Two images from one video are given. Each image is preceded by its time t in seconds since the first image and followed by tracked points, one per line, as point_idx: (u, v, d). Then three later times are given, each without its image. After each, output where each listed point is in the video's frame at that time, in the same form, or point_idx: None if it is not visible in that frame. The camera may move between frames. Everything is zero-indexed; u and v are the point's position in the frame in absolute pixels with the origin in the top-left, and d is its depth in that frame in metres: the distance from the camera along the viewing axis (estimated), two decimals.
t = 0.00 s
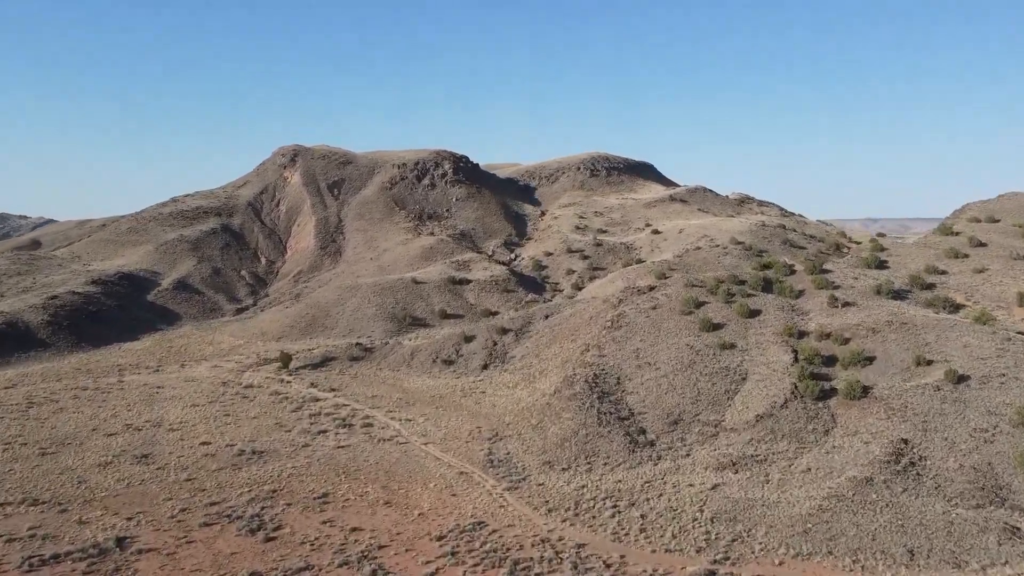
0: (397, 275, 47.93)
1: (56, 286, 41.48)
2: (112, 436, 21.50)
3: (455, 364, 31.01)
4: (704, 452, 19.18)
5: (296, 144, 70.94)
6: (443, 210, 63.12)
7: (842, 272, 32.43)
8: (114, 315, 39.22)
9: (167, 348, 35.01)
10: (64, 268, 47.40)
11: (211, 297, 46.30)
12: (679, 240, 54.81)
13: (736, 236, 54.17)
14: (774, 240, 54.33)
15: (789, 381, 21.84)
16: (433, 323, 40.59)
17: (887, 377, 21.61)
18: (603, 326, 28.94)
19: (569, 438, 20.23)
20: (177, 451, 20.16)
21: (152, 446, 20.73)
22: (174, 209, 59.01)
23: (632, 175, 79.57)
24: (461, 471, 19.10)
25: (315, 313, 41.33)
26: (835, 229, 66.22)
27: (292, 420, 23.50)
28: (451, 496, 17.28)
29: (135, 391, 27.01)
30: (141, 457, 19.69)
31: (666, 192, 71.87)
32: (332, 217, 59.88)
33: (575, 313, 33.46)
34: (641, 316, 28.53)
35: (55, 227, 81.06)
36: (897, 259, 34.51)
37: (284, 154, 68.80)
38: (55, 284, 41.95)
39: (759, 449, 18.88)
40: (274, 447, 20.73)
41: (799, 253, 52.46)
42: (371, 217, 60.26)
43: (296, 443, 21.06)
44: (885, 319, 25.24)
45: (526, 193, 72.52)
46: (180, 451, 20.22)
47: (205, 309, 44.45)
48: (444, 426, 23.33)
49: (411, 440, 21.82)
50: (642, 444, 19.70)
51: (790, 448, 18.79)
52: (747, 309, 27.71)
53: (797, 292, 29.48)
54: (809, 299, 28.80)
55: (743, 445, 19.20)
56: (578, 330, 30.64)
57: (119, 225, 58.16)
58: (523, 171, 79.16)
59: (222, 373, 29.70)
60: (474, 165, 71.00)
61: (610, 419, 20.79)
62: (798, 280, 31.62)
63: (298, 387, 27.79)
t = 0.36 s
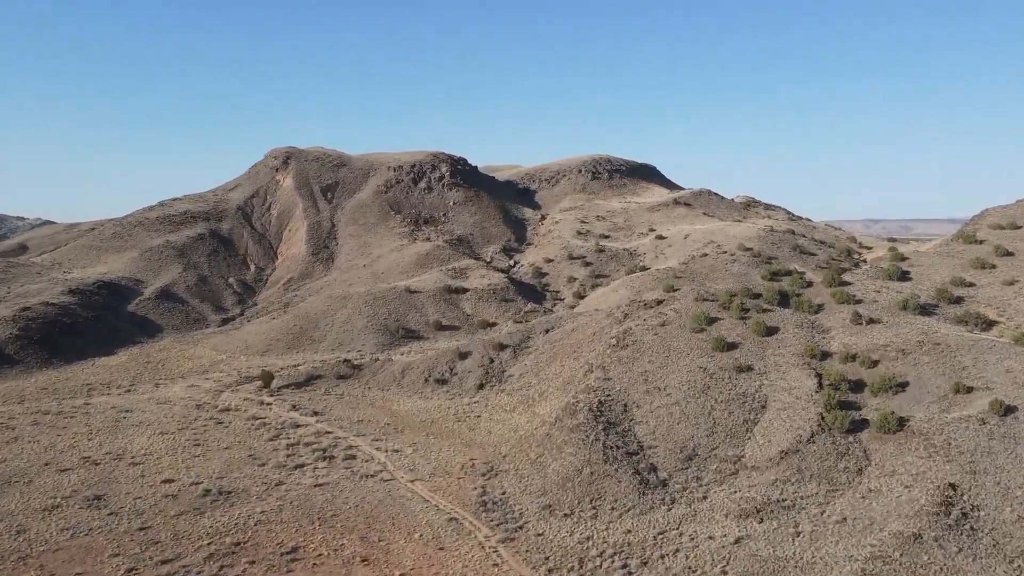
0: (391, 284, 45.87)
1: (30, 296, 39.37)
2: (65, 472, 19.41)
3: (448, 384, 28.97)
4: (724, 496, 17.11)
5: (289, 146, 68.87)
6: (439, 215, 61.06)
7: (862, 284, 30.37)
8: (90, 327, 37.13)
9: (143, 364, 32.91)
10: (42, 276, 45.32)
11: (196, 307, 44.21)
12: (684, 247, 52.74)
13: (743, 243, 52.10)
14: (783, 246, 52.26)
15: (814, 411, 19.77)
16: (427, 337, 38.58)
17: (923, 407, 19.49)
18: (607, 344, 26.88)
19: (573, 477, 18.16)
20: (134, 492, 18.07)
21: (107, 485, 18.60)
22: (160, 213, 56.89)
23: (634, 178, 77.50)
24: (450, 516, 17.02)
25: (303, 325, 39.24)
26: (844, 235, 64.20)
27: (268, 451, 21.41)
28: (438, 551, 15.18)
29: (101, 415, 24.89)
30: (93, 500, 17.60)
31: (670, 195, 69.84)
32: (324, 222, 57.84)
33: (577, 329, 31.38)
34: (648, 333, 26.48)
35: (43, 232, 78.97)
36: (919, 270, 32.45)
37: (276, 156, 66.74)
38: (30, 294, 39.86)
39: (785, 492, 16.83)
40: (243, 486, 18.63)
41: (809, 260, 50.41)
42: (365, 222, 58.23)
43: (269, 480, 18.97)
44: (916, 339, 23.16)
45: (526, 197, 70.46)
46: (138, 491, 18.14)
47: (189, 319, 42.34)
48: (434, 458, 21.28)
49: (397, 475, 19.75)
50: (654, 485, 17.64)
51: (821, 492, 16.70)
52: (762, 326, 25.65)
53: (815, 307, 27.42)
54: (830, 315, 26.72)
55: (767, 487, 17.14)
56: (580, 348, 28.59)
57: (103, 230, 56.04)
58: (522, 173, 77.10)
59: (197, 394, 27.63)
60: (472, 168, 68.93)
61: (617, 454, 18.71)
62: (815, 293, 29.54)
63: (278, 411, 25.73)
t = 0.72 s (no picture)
0: (384, 293, 44.00)
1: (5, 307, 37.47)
2: (13, 514, 17.54)
3: (441, 405, 27.04)
4: (746, 548, 15.22)
5: (283, 148, 66.99)
6: (436, 219, 59.19)
7: (884, 297, 28.45)
8: (66, 340, 35.27)
9: (118, 381, 31.01)
10: (21, 284, 43.42)
11: (181, 317, 42.33)
12: (689, 254, 50.88)
13: (751, 249, 50.22)
14: (792, 253, 50.38)
15: (842, 445, 17.89)
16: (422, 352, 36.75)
17: (964, 442, 17.56)
18: (612, 365, 24.98)
19: (576, 523, 16.28)
20: (86, 539, 16.19)
21: (57, 530, 16.69)
22: (148, 218, 55.04)
23: (637, 180, 75.63)
24: (438, 570, 15.14)
25: (291, 336, 37.37)
26: (854, 240, 62.31)
27: (240, 486, 19.51)
28: None
29: (64, 442, 23.00)
30: (39, 549, 15.73)
31: (673, 199, 67.95)
32: (317, 227, 55.95)
33: (579, 345, 29.49)
34: (656, 352, 24.58)
35: (31, 236, 77.14)
36: (942, 282, 30.54)
37: (269, 158, 64.87)
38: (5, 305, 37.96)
39: (816, 543, 14.99)
40: (209, 530, 16.74)
41: (819, 268, 48.52)
42: (359, 227, 56.36)
43: (238, 524, 17.07)
44: (949, 361, 21.26)
45: (526, 200, 68.58)
46: (91, 539, 16.24)
47: (172, 330, 40.48)
48: (422, 493, 19.38)
49: (381, 516, 17.85)
50: (666, 533, 15.80)
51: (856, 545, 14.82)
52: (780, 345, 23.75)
53: (836, 324, 25.52)
54: (851, 333, 24.81)
55: (794, 537, 15.30)
56: (583, 368, 26.68)
57: (88, 235, 54.15)
58: (522, 176, 75.24)
59: (172, 417, 25.74)
60: (470, 170, 67.05)
61: (625, 496, 16.84)
62: (834, 307, 27.64)
63: (257, 437, 23.82)
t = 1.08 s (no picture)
0: (376, 304, 41.91)
1: None
2: None
3: (432, 432, 24.93)
4: None
5: (274, 150, 64.88)
6: (432, 225, 57.09)
7: (911, 314, 26.34)
8: (34, 358, 33.12)
9: (87, 403, 28.89)
10: None
11: (161, 330, 40.21)
12: (695, 262, 48.78)
13: (760, 257, 48.11)
14: (803, 262, 48.28)
15: (882, 494, 15.76)
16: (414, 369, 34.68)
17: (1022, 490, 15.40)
18: (618, 392, 22.87)
19: None
20: None
21: None
22: (132, 223, 52.95)
23: (640, 184, 73.51)
24: None
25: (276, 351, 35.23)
26: (864, 246, 60.26)
27: (202, 536, 17.37)
28: None
29: (14, 479, 20.86)
30: None
31: (677, 203, 65.86)
32: (308, 233, 53.85)
33: (582, 366, 27.39)
34: (666, 378, 22.46)
35: (17, 240, 75.03)
36: (972, 297, 28.40)
37: (259, 161, 62.76)
38: None
39: None
40: None
41: (832, 277, 46.45)
42: (352, 233, 54.25)
43: None
44: (994, 391, 19.10)
45: (525, 205, 66.48)
46: None
47: (152, 344, 38.36)
48: (406, 543, 17.25)
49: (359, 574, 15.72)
50: None
51: None
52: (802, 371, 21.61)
53: (862, 347, 23.43)
54: (880, 357, 22.70)
55: None
56: (585, 393, 24.55)
57: (70, 241, 52.03)
58: (521, 179, 73.13)
59: (138, 447, 23.62)
60: (468, 174, 64.94)
61: (636, 556, 14.94)
62: (858, 326, 25.50)
63: (228, 471, 21.70)
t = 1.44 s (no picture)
0: (368, 317, 39.87)
1: None
2: None
3: (422, 465, 22.89)
4: None
5: (266, 153, 62.84)
6: (428, 231, 55.05)
7: (942, 334, 24.29)
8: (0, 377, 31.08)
9: (52, 429, 26.82)
10: None
11: (141, 344, 38.15)
12: (702, 271, 46.73)
13: (770, 266, 46.05)
14: (815, 271, 46.23)
15: (933, 558, 13.76)
16: (407, 388, 32.65)
17: None
18: (625, 423, 20.83)
19: None
20: None
21: None
22: (116, 230, 50.94)
23: (643, 187, 71.46)
24: None
25: (260, 368, 33.14)
26: (875, 253, 58.28)
27: None
28: None
29: None
30: None
31: (682, 208, 63.79)
32: (299, 240, 51.81)
33: (585, 390, 25.34)
34: (679, 410, 20.41)
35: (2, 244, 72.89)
36: (1006, 313, 26.32)
37: (250, 164, 60.74)
38: None
39: None
40: None
41: (845, 286, 44.42)
42: (344, 240, 52.22)
43: None
44: None
45: (525, 210, 64.44)
46: None
47: (130, 359, 36.31)
48: None
49: None
50: None
51: None
52: (830, 402, 19.51)
53: (892, 373, 21.37)
54: (913, 386, 20.62)
55: None
56: (589, 422, 22.49)
57: (51, 248, 49.96)
58: (521, 182, 71.04)
59: (100, 482, 21.56)
60: (466, 178, 62.90)
61: None
62: (885, 349, 23.43)
63: (195, 513, 19.66)
